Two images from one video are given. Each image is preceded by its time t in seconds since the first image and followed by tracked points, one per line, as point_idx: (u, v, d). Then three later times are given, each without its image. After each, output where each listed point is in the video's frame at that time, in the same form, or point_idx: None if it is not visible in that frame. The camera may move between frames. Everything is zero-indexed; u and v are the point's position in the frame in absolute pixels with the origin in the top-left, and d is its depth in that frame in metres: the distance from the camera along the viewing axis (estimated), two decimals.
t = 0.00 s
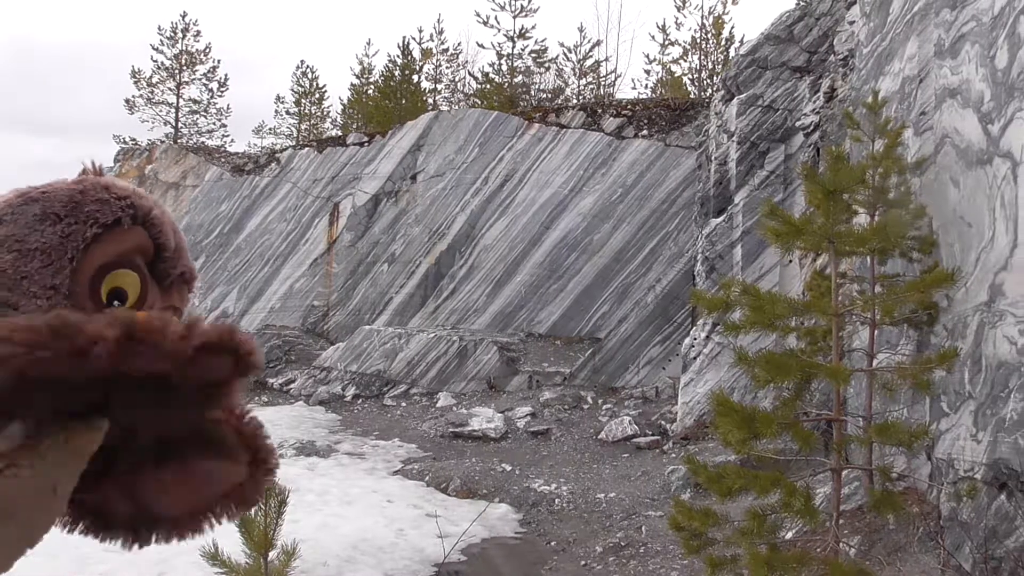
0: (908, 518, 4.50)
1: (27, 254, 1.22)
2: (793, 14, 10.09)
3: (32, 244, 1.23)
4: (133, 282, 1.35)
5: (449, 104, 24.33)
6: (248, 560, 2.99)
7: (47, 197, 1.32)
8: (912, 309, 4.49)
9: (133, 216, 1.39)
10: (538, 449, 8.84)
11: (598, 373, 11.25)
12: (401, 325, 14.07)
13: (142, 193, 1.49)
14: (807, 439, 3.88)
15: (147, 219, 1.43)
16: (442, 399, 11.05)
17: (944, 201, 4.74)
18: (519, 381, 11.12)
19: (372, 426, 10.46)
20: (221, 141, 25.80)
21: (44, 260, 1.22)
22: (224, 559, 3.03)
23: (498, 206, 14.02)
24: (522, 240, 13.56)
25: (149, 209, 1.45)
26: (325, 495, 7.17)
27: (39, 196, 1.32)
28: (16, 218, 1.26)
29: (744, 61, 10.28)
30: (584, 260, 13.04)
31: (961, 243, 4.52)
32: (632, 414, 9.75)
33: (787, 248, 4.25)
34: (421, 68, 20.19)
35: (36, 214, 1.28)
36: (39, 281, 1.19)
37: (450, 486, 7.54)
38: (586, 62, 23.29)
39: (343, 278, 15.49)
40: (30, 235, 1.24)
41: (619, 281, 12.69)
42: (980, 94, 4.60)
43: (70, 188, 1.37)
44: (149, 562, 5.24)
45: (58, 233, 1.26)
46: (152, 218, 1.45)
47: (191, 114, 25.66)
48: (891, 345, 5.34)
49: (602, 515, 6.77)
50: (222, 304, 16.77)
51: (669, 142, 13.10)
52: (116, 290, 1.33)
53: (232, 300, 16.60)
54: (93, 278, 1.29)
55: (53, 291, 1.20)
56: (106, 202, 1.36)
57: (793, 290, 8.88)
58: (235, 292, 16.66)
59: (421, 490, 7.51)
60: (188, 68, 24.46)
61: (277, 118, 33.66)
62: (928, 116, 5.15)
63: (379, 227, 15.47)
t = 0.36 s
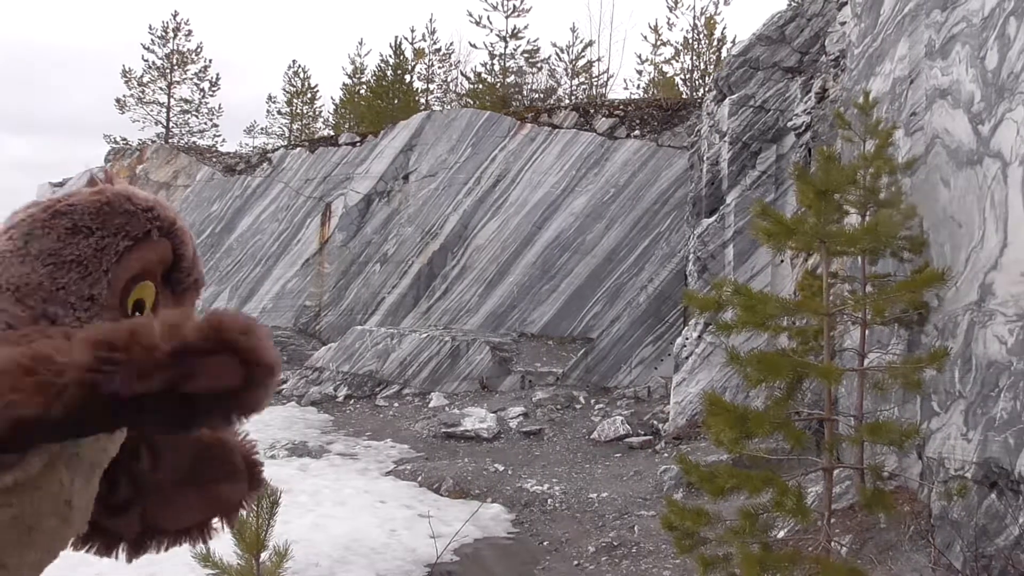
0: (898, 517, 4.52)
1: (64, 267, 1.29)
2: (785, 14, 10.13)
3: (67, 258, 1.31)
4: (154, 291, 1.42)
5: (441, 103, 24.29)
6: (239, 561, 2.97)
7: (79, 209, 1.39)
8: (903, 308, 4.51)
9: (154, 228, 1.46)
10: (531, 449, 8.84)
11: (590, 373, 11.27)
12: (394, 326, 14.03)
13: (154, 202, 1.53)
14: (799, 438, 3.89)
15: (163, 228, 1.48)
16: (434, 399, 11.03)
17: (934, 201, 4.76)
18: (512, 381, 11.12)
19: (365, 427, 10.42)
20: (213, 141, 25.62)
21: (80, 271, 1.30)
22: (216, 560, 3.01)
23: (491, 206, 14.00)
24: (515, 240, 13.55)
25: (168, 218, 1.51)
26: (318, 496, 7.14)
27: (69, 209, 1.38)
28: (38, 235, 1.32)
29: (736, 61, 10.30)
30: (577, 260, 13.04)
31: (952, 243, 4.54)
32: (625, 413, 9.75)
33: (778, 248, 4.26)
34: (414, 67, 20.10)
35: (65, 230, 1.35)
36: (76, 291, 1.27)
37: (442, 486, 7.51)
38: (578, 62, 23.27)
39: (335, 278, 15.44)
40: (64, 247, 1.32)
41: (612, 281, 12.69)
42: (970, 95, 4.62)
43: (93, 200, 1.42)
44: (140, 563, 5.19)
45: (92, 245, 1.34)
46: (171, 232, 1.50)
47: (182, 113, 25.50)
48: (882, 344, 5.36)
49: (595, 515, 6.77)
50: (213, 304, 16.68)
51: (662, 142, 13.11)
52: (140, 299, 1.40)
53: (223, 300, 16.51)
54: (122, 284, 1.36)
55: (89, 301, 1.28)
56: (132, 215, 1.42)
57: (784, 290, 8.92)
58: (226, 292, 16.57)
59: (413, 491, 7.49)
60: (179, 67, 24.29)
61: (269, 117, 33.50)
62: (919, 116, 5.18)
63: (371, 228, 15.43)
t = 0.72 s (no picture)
0: (886, 515, 4.55)
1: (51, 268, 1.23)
2: (773, 15, 10.18)
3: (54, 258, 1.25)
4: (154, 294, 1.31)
5: (431, 103, 24.23)
6: (229, 562, 2.94)
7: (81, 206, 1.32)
8: (892, 308, 4.53)
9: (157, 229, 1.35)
10: (520, 448, 8.83)
11: (580, 373, 11.30)
12: (383, 326, 13.99)
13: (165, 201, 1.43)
14: (787, 437, 3.90)
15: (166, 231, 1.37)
16: (424, 399, 11.00)
17: (921, 201, 4.80)
18: (501, 381, 11.11)
19: (354, 427, 10.38)
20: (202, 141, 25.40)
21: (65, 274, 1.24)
22: (205, 561, 2.98)
23: (480, 206, 13.98)
24: (504, 239, 13.53)
25: (175, 220, 1.39)
26: (307, 496, 7.09)
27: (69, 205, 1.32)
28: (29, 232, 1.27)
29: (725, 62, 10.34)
30: (566, 260, 13.04)
31: (939, 243, 4.58)
32: (615, 413, 9.77)
33: (767, 248, 4.27)
34: (403, 66, 20.04)
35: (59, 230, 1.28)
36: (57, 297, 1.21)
37: (432, 486, 7.50)
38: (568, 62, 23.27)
39: (324, 278, 15.38)
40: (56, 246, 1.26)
41: (601, 281, 12.70)
42: (956, 96, 4.66)
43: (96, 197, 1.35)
44: (128, 566, 5.14)
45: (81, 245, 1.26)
46: (177, 235, 1.39)
47: (170, 113, 25.29)
48: (870, 343, 5.39)
49: (585, 514, 6.77)
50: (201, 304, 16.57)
51: (651, 142, 13.13)
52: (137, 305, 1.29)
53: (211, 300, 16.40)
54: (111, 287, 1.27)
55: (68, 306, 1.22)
56: (131, 215, 1.32)
57: (772, 289, 8.96)
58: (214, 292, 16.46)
59: (403, 491, 7.46)
60: (167, 66, 24.07)
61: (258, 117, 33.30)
62: (906, 117, 5.21)
63: (361, 228, 15.36)
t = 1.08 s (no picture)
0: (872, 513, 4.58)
1: (61, 265, 1.13)
2: (759, 15, 10.23)
3: (62, 256, 1.15)
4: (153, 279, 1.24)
5: (418, 102, 24.18)
6: (217, 562, 2.91)
7: (78, 195, 1.20)
8: (877, 307, 4.56)
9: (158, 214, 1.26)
10: (509, 448, 8.82)
11: (568, 372, 11.33)
12: (371, 326, 13.94)
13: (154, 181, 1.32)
14: (774, 435, 3.92)
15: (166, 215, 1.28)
16: (412, 399, 10.98)
17: (907, 201, 4.84)
18: (489, 380, 11.11)
19: (342, 427, 10.33)
20: (189, 140, 25.17)
21: (75, 271, 1.14)
22: (192, 562, 2.94)
23: (468, 206, 13.95)
24: (492, 239, 13.50)
25: (171, 201, 1.29)
26: (294, 497, 7.04)
27: (67, 196, 1.20)
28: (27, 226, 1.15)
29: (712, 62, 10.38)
30: (554, 259, 13.04)
31: (924, 242, 4.62)
32: (603, 412, 9.79)
33: (753, 248, 4.28)
34: (391, 65, 19.96)
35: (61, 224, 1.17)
36: (68, 292, 1.13)
37: (420, 486, 7.47)
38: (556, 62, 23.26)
39: (312, 278, 15.30)
40: (60, 242, 1.15)
41: (589, 280, 12.71)
42: (941, 96, 4.69)
43: (91, 184, 1.23)
44: (113, 568, 5.07)
45: (87, 241, 1.16)
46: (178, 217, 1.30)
47: (156, 112, 25.07)
48: (855, 342, 5.43)
49: (573, 513, 6.76)
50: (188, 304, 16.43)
51: (639, 142, 13.14)
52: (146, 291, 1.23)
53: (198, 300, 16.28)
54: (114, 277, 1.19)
55: (81, 301, 1.14)
56: (129, 203, 1.23)
57: (759, 289, 9.01)
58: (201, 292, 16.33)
59: (391, 491, 7.44)
60: (153, 65, 23.84)
61: (245, 116, 33.06)
62: (891, 117, 5.25)
63: (348, 227, 15.29)
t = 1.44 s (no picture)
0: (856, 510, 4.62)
1: (68, 251, 1.20)
2: (745, 15, 10.28)
3: (72, 241, 1.21)
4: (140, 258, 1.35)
5: (405, 102, 24.10)
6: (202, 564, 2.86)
7: (82, 176, 1.24)
8: (862, 306, 4.60)
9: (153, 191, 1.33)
10: (496, 447, 8.81)
11: (555, 372, 11.35)
12: (358, 326, 13.88)
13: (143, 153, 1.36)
14: (760, 434, 3.93)
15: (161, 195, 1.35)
16: (399, 399, 10.93)
17: (892, 201, 4.89)
18: (477, 380, 11.09)
19: (329, 427, 10.27)
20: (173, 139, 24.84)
21: (85, 257, 1.22)
22: (177, 564, 2.89)
23: (455, 205, 13.90)
24: (479, 238, 13.47)
25: (169, 184, 1.37)
26: (281, 498, 6.97)
27: (73, 177, 1.24)
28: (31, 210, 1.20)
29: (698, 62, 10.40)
30: (541, 259, 13.03)
31: (908, 241, 4.68)
32: (590, 411, 9.81)
33: (739, 247, 4.29)
34: (377, 64, 19.87)
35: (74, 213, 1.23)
36: (80, 277, 1.21)
37: (408, 486, 7.45)
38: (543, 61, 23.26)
39: (298, 278, 15.20)
40: (69, 228, 1.21)
41: (576, 280, 12.71)
42: (924, 96, 4.72)
43: (94, 163, 1.26)
44: (97, 570, 5.00)
45: (97, 227, 1.23)
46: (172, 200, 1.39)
47: (140, 110, 24.78)
48: (840, 341, 5.48)
49: (560, 512, 6.76)
50: (172, 304, 16.27)
51: (625, 142, 13.16)
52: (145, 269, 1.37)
53: (183, 300, 16.12)
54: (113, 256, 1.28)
55: (92, 287, 1.23)
56: (134, 186, 1.29)
57: (745, 288, 9.07)
58: (186, 292, 16.18)
59: (378, 491, 7.40)
60: (137, 64, 23.56)
61: (230, 116, 32.77)
62: (875, 118, 5.30)
63: (334, 227, 15.20)
